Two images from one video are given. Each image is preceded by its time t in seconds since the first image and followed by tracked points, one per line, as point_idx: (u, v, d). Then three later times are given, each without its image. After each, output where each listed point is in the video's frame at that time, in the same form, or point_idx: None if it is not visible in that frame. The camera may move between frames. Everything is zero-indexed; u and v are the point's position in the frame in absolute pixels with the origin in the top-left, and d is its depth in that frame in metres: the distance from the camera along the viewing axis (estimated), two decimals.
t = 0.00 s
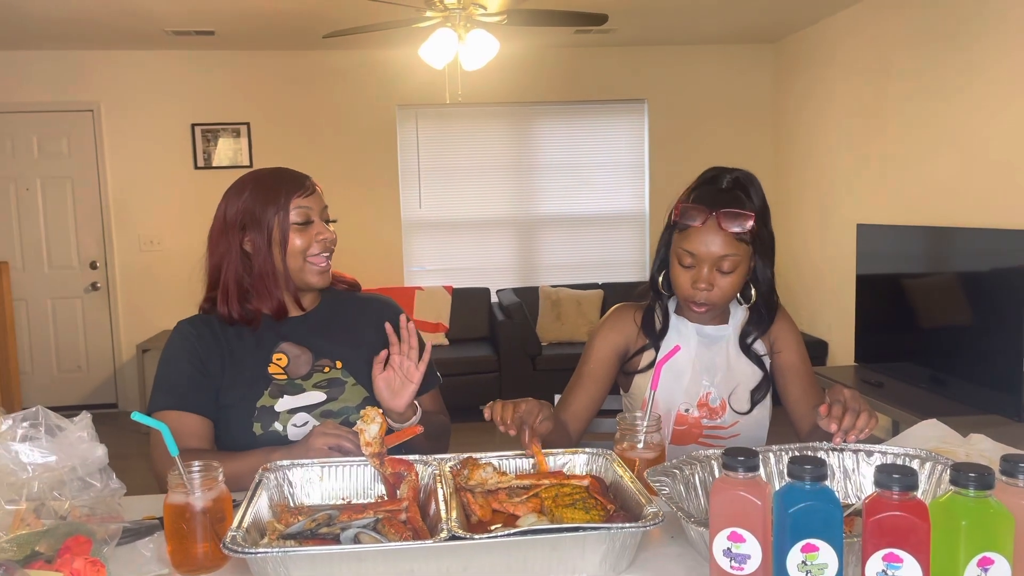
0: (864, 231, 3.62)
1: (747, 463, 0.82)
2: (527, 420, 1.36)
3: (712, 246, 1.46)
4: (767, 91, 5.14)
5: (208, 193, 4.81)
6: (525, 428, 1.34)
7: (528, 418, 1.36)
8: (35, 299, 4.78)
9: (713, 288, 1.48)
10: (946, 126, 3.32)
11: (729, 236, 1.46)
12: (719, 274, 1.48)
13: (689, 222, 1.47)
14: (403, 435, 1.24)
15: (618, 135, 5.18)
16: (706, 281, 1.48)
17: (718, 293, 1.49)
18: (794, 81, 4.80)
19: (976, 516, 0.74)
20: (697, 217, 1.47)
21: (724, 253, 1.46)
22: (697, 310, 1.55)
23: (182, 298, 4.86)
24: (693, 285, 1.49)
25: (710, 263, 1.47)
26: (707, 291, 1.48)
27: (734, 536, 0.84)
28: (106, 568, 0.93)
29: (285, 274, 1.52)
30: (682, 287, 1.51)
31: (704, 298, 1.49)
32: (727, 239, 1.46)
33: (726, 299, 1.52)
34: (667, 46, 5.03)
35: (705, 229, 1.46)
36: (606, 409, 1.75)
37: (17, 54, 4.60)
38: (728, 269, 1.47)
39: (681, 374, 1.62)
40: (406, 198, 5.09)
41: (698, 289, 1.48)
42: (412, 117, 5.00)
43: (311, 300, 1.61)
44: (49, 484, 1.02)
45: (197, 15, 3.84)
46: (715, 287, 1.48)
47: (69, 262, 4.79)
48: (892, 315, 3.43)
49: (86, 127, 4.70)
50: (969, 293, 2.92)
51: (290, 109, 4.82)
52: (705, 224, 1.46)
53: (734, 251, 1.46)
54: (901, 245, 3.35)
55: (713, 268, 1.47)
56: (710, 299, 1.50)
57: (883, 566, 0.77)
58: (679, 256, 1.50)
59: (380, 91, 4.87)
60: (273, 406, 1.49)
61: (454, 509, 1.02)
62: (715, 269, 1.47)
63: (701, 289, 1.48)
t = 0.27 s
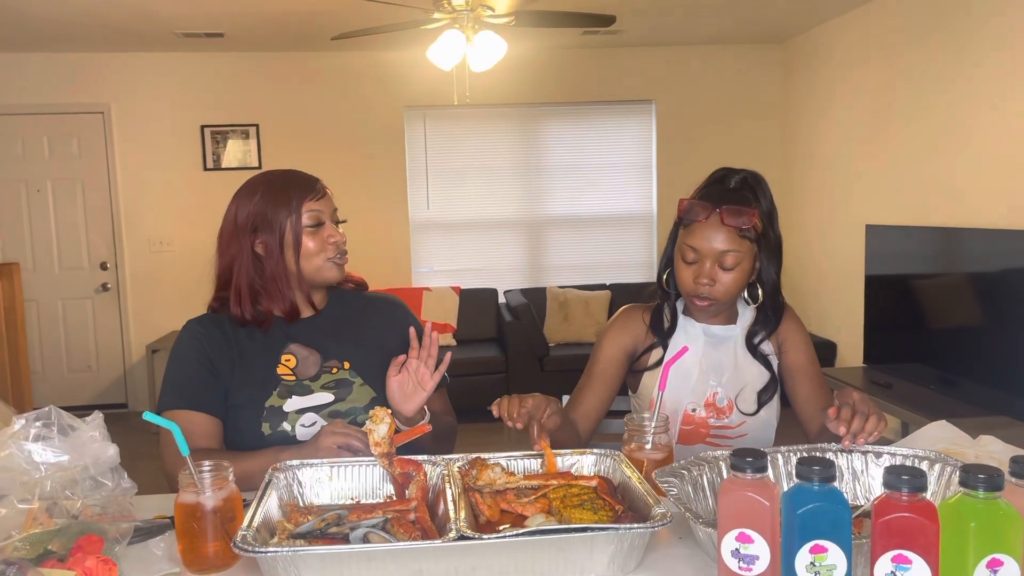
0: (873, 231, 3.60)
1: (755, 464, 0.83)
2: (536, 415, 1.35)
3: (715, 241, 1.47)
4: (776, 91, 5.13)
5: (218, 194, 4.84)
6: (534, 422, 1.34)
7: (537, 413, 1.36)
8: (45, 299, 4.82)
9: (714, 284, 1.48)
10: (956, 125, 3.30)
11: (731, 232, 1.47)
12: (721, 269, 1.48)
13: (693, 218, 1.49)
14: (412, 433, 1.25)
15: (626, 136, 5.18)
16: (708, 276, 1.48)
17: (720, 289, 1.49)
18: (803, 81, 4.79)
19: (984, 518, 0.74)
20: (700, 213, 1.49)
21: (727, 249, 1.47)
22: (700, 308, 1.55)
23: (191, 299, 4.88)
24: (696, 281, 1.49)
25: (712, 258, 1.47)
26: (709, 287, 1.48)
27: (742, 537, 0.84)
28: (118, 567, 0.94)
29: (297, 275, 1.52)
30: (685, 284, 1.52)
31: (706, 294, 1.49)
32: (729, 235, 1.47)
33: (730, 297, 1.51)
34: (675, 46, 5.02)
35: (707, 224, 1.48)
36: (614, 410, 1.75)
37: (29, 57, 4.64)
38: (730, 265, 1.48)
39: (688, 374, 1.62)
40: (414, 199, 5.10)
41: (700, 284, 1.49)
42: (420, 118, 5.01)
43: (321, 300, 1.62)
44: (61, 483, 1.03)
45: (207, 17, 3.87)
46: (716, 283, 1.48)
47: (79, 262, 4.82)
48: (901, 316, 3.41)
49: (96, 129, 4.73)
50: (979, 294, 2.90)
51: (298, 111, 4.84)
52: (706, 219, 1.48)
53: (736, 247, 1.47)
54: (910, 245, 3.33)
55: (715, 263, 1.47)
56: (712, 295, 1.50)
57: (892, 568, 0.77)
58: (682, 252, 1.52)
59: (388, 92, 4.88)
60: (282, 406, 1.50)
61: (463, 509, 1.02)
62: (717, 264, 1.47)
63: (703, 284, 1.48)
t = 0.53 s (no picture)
0: (877, 230, 3.59)
1: (760, 463, 0.82)
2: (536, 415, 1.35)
3: (717, 237, 1.46)
4: (779, 90, 5.11)
5: (220, 193, 4.84)
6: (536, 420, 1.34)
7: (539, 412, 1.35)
8: (49, 298, 4.83)
9: (717, 279, 1.48)
10: (960, 123, 3.29)
11: (734, 227, 1.46)
12: (723, 265, 1.47)
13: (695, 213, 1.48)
14: (415, 432, 1.25)
15: (629, 134, 5.17)
16: (710, 272, 1.47)
17: (723, 285, 1.48)
18: (806, 79, 4.77)
19: (990, 517, 0.74)
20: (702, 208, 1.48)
21: (730, 245, 1.46)
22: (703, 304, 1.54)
23: (194, 298, 4.89)
24: (698, 277, 1.49)
25: (714, 254, 1.47)
26: (712, 282, 1.48)
27: (746, 536, 0.84)
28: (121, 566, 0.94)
29: (300, 274, 1.52)
30: (687, 280, 1.51)
31: (709, 290, 1.49)
32: (731, 231, 1.46)
33: (732, 293, 1.51)
34: (678, 44, 5.01)
35: (710, 220, 1.47)
36: (617, 408, 1.75)
37: (32, 56, 4.64)
38: (733, 260, 1.47)
39: (691, 373, 1.61)
40: (416, 198, 5.10)
41: (702, 280, 1.48)
42: (423, 117, 5.01)
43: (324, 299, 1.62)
44: (64, 481, 1.03)
45: (210, 16, 3.87)
46: (719, 279, 1.48)
47: (82, 261, 4.83)
48: (905, 314, 3.41)
49: (99, 128, 4.74)
50: (983, 293, 2.89)
51: (301, 110, 4.84)
52: (708, 214, 1.48)
53: (738, 242, 1.46)
54: (914, 244, 3.32)
55: (717, 258, 1.47)
56: (715, 291, 1.49)
57: (896, 567, 0.77)
58: (684, 248, 1.51)
59: (390, 91, 4.88)
60: (284, 405, 1.50)
61: (466, 508, 1.02)
62: (719, 260, 1.47)
63: (706, 279, 1.48)
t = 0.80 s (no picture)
0: (879, 228, 3.59)
1: (762, 461, 0.82)
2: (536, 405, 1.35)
3: (717, 232, 1.47)
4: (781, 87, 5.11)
5: (222, 191, 4.84)
6: (534, 412, 1.34)
7: (539, 403, 1.35)
8: (50, 295, 4.83)
9: (716, 275, 1.48)
10: (961, 121, 3.29)
11: (734, 224, 1.47)
12: (722, 261, 1.48)
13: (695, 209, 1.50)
14: (416, 429, 1.24)
15: (630, 132, 5.16)
16: (710, 267, 1.48)
17: (722, 281, 1.49)
18: (808, 77, 4.76)
19: (992, 516, 0.74)
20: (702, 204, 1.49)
21: (728, 241, 1.47)
22: (702, 301, 1.55)
23: (195, 295, 4.89)
24: (697, 272, 1.50)
25: (714, 250, 1.48)
26: (711, 278, 1.49)
27: (749, 535, 0.84)
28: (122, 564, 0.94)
29: (292, 270, 1.52)
30: (686, 275, 1.52)
31: (708, 285, 1.50)
32: (731, 227, 1.47)
33: (732, 289, 1.51)
34: (679, 42, 5.00)
35: (709, 216, 1.48)
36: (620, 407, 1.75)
37: (33, 53, 4.64)
38: (732, 256, 1.48)
39: (693, 371, 1.61)
40: (417, 196, 5.10)
41: (701, 275, 1.49)
42: (424, 115, 5.00)
43: (323, 297, 1.61)
44: (66, 479, 1.03)
45: (211, 14, 3.86)
46: (718, 274, 1.48)
47: (84, 259, 4.83)
48: (906, 312, 3.40)
49: (100, 125, 4.73)
50: (984, 291, 2.89)
51: (302, 107, 4.84)
52: (708, 211, 1.49)
53: (738, 238, 1.47)
54: (916, 242, 3.31)
55: (717, 254, 1.48)
56: (715, 287, 1.50)
57: (899, 566, 0.76)
58: (684, 244, 1.52)
59: (392, 88, 4.88)
60: (288, 402, 1.50)
61: (468, 506, 1.02)
62: (718, 255, 1.47)
63: (705, 275, 1.49)
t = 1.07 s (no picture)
0: (878, 226, 3.59)
1: (760, 459, 0.82)
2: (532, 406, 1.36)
3: (710, 229, 1.47)
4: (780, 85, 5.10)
5: (220, 188, 4.83)
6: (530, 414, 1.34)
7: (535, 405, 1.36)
8: (49, 293, 4.82)
9: (709, 272, 1.49)
10: (960, 119, 3.29)
11: (727, 221, 1.48)
12: (715, 258, 1.48)
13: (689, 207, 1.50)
14: (415, 435, 1.23)
15: (629, 130, 5.16)
16: (703, 264, 1.49)
17: (715, 278, 1.49)
18: (807, 75, 4.76)
19: (990, 513, 0.74)
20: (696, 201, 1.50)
21: (720, 237, 1.47)
22: (696, 299, 1.55)
23: (194, 293, 4.88)
24: (691, 269, 1.50)
25: (707, 246, 1.48)
26: (703, 274, 1.49)
27: (747, 532, 0.83)
28: (121, 561, 0.94)
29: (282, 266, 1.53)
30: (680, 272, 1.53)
31: (701, 283, 1.50)
32: (724, 224, 1.48)
33: (725, 286, 1.51)
34: (678, 39, 5.00)
35: (703, 213, 1.49)
36: (619, 404, 1.75)
37: (31, 50, 4.63)
38: (725, 253, 1.48)
39: (692, 369, 1.61)
40: (416, 194, 5.09)
41: (694, 272, 1.50)
42: (423, 112, 5.00)
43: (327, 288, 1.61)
44: (64, 477, 1.03)
45: (210, 11, 3.86)
46: (711, 271, 1.49)
47: (82, 256, 4.82)
48: (905, 310, 3.40)
49: (99, 123, 4.73)
50: (983, 288, 2.89)
51: (301, 105, 4.83)
52: (701, 208, 1.50)
53: (731, 235, 1.48)
54: (915, 240, 3.32)
55: (710, 251, 1.48)
56: (707, 284, 1.50)
57: (896, 563, 0.77)
58: (679, 241, 1.53)
59: (390, 86, 4.87)
60: (291, 393, 1.50)
61: (466, 504, 1.02)
62: (711, 252, 1.48)
63: (698, 271, 1.49)
